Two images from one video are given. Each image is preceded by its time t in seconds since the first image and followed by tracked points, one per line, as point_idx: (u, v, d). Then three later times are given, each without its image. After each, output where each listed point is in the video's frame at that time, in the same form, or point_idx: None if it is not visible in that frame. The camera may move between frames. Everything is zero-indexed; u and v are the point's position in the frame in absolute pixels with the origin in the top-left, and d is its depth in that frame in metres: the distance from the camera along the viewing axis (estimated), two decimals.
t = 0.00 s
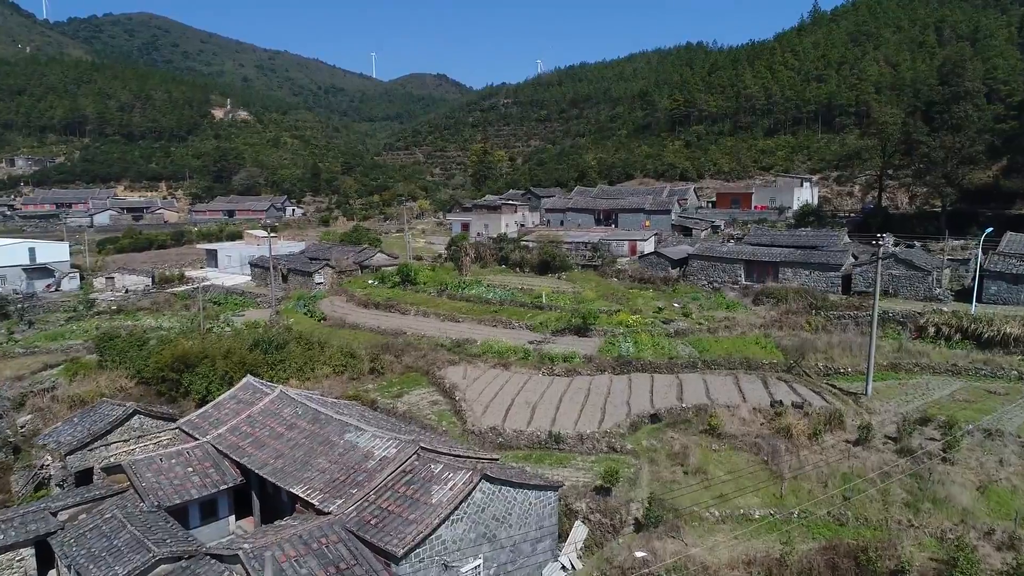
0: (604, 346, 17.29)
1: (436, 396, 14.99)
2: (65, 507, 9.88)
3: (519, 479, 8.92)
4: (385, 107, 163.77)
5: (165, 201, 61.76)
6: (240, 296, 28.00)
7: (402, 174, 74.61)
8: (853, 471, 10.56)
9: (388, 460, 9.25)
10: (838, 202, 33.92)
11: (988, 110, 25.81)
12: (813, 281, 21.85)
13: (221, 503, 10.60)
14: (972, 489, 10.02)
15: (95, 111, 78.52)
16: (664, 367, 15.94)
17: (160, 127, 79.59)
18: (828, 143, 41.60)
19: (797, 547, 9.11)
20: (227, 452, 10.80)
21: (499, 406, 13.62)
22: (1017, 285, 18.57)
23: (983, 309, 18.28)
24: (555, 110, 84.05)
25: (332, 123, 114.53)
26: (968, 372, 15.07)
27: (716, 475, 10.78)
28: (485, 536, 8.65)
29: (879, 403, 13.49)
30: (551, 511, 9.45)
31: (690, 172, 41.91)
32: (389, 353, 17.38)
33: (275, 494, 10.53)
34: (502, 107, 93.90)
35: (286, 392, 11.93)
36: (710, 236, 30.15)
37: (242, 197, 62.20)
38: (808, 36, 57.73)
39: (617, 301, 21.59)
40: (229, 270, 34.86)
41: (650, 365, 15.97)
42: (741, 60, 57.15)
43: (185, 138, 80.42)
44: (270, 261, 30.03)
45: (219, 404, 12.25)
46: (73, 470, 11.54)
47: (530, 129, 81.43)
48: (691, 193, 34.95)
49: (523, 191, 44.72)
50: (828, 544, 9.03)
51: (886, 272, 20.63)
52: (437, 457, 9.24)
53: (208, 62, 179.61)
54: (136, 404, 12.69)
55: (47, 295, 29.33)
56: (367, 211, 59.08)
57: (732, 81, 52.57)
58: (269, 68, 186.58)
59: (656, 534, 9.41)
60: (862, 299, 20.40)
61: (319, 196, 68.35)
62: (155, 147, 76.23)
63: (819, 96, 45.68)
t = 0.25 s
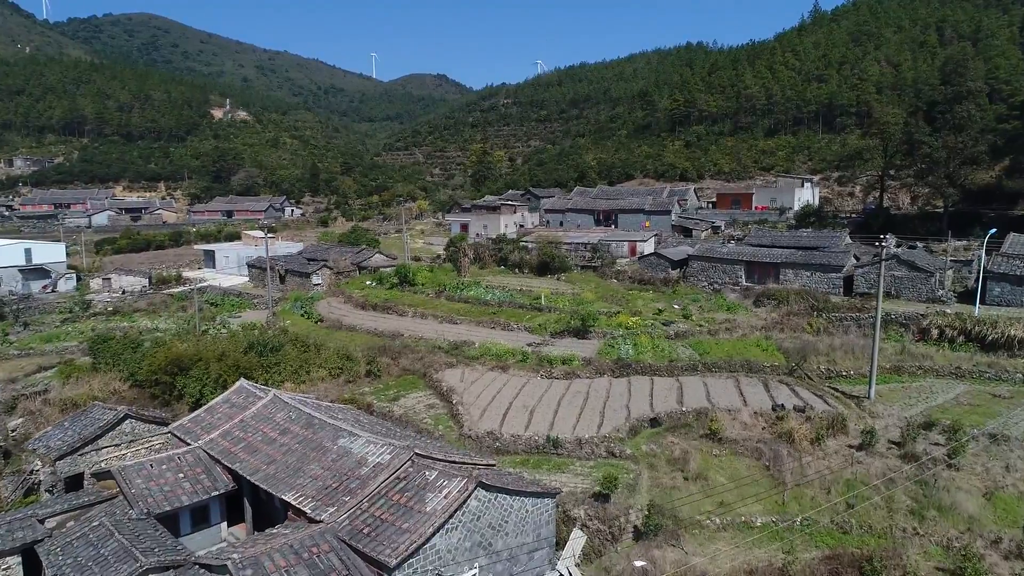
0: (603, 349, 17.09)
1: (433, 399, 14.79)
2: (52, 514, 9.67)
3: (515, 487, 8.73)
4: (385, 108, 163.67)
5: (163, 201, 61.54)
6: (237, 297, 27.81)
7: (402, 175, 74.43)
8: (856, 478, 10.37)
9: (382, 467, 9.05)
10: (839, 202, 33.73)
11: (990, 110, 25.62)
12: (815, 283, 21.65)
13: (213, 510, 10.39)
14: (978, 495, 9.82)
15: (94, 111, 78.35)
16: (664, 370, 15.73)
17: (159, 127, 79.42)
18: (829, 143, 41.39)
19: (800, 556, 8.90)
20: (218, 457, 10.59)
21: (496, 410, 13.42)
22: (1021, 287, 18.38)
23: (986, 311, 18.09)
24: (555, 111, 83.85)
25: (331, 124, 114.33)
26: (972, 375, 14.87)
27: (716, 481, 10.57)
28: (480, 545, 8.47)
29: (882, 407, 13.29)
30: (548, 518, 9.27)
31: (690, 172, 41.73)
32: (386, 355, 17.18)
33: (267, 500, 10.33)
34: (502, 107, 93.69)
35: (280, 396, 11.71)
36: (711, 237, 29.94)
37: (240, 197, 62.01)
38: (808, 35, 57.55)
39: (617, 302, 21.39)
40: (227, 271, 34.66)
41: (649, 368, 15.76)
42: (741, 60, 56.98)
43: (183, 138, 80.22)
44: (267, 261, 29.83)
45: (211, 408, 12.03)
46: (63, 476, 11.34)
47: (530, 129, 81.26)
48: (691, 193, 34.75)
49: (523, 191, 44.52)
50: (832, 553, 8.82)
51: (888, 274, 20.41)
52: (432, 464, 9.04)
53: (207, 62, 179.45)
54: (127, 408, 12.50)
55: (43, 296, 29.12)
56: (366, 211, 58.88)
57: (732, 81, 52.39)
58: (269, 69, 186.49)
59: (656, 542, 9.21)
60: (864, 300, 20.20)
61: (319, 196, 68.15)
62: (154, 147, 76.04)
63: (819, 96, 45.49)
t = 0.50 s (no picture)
0: (603, 351, 16.86)
1: (430, 403, 14.55)
2: (38, 523, 9.46)
3: (511, 495, 8.52)
4: (384, 108, 163.50)
5: (161, 202, 61.35)
6: (234, 299, 27.59)
7: (401, 175, 74.21)
8: (861, 485, 10.15)
9: (375, 474, 8.83)
10: (840, 202, 33.51)
11: (993, 110, 25.38)
12: (817, 284, 21.41)
13: (204, 517, 10.15)
14: (986, 504, 9.60)
15: (93, 111, 78.13)
16: (665, 373, 15.50)
17: (157, 127, 79.19)
18: (830, 143, 41.16)
19: (805, 567, 8.67)
20: (209, 464, 10.36)
21: (494, 414, 13.19)
22: None
23: (990, 313, 17.86)
24: (555, 111, 83.61)
25: (331, 123, 114.08)
26: (977, 379, 14.64)
27: (718, 488, 10.36)
28: (475, 556, 8.25)
29: (887, 411, 13.05)
30: (546, 527, 9.05)
31: (691, 172, 41.50)
32: (382, 358, 16.93)
33: (259, 507, 10.09)
34: (502, 107, 93.44)
35: (272, 401, 11.48)
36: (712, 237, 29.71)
37: (239, 198, 61.79)
38: (809, 35, 57.33)
39: (617, 304, 21.17)
40: (224, 272, 34.42)
41: (650, 371, 15.53)
42: (742, 60, 56.75)
43: (182, 139, 79.98)
44: (265, 262, 29.61)
45: (203, 413, 11.79)
46: (51, 483, 11.13)
47: (530, 129, 81.03)
48: (692, 193, 34.51)
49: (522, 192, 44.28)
50: (838, 565, 8.59)
51: (891, 275, 20.20)
52: (426, 472, 8.81)
53: (207, 62, 179.25)
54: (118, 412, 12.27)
55: (38, 298, 28.89)
56: (366, 211, 58.67)
57: (733, 80, 52.17)
58: (269, 69, 186.41)
59: (656, 552, 8.98)
60: (867, 302, 19.97)
61: (318, 196, 67.94)
62: (152, 147, 75.82)
63: (820, 95, 45.25)
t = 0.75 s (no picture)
0: (602, 355, 16.57)
1: (426, 408, 14.28)
2: (20, 534, 9.16)
3: (507, 507, 8.25)
4: (384, 108, 163.24)
5: (159, 202, 61.08)
6: (230, 300, 27.31)
7: (401, 176, 73.94)
8: (868, 495, 9.88)
9: (366, 486, 8.54)
10: (842, 203, 33.23)
11: (998, 110, 25.10)
12: (819, 286, 21.14)
13: (192, 528, 9.86)
14: (997, 514, 9.32)
15: (91, 111, 77.84)
16: (665, 378, 15.22)
17: (156, 127, 78.90)
18: (831, 143, 40.91)
19: None
20: (197, 473, 10.07)
21: (491, 421, 12.90)
22: None
23: (997, 316, 17.58)
24: (555, 111, 83.32)
25: (330, 124, 113.77)
26: (984, 384, 14.37)
27: (721, 497, 10.08)
28: (470, 569, 7.97)
29: (892, 417, 12.78)
30: (544, 539, 8.78)
31: (691, 173, 41.21)
32: (378, 362, 16.66)
33: (249, 517, 9.81)
34: (502, 108, 93.15)
35: (263, 407, 11.21)
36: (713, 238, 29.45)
37: (237, 198, 61.50)
38: (810, 35, 57.04)
39: (617, 306, 20.89)
40: (221, 273, 34.12)
41: (650, 375, 15.25)
42: (742, 60, 56.48)
43: (181, 139, 79.71)
44: (261, 263, 29.34)
45: (193, 420, 11.52)
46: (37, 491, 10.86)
47: (530, 130, 80.73)
48: (692, 194, 34.24)
49: (521, 192, 44.00)
50: None
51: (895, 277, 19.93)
52: (420, 483, 8.52)
53: (207, 62, 179.03)
54: (106, 419, 12.05)
55: (33, 300, 28.62)
56: (365, 212, 58.43)
57: (733, 80, 51.88)
58: (269, 70, 186.20)
59: (657, 565, 8.65)
60: (870, 304, 19.70)
61: (316, 197, 67.67)
62: (151, 148, 75.54)
63: (822, 95, 44.97)
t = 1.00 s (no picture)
0: (602, 359, 16.21)
1: (421, 414, 13.92)
2: None
3: (503, 523, 7.91)
4: (384, 108, 162.88)
5: (157, 203, 60.74)
6: (225, 302, 26.96)
7: (400, 176, 73.59)
8: (877, 508, 9.51)
9: (356, 500, 8.18)
10: (845, 203, 32.87)
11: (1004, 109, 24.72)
12: (823, 288, 20.78)
13: (176, 541, 9.48)
14: (1013, 528, 8.95)
15: (88, 111, 77.44)
16: (667, 383, 14.85)
17: (154, 127, 78.53)
18: (833, 144, 40.58)
19: None
20: (182, 484, 9.69)
21: (487, 428, 12.53)
22: None
23: (1005, 319, 17.21)
24: (555, 111, 82.92)
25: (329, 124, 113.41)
26: (994, 390, 14.00)
27: (725, 510, 9.71)
28: None
29: (901, 424, 12.42)
30: (541, 555, 8.42)
31: (692, 173, 40.82)
32: (373, 367, 16.30)
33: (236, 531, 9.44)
34: (501, 108, 92.74)
35: (251, 416, 10.86)
36: (714, 239, 29.10)
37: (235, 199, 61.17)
38: (811, 34, 56.65)
39: (617, 308, 20.54)
40: (217, 274, 33.78)
41: (651, 381, 14.88)
42: (743, 59, 56.10)
43: (179, 139, 79.37)
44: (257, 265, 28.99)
45: (179, 428, 11.17)
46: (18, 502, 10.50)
47: (530, 130, 80.36)
48: (693, 194, 33.87)
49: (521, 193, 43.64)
50: None
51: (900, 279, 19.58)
52: (411, 497, 8.17)
53: (206, 62, 178.76)
54: (90, 427, 11.73)
55: (26, 302, 28.28)
56: (363, 212, 58.11)
57: (735, 80, 51.50)
58: (268, 70, 185.93)
59: None
60: (875, 307, 19.34)
61: (315, 197, 67.33)
62: (149, 147, 75.18)
63: (823, 95, 44.60)
